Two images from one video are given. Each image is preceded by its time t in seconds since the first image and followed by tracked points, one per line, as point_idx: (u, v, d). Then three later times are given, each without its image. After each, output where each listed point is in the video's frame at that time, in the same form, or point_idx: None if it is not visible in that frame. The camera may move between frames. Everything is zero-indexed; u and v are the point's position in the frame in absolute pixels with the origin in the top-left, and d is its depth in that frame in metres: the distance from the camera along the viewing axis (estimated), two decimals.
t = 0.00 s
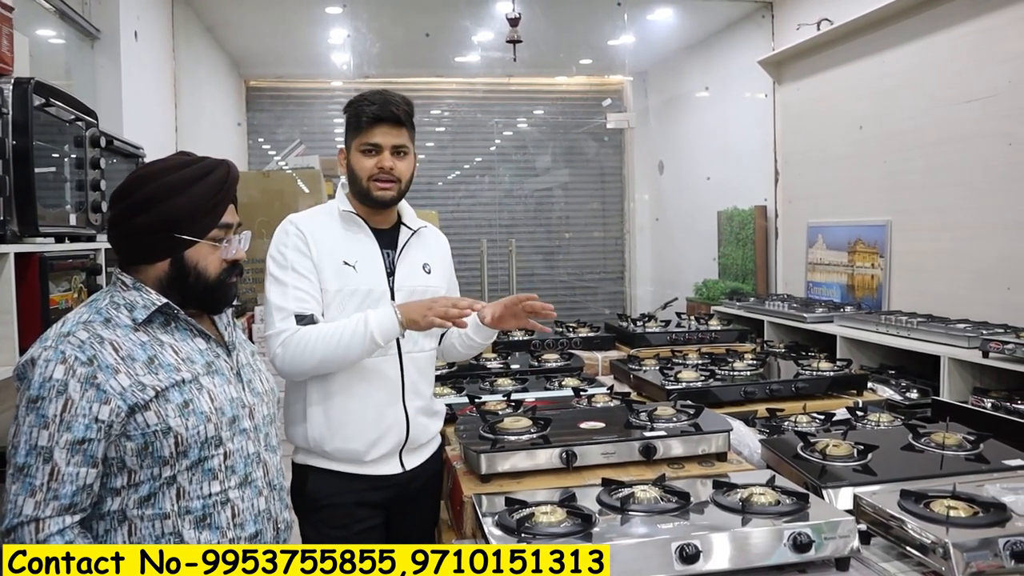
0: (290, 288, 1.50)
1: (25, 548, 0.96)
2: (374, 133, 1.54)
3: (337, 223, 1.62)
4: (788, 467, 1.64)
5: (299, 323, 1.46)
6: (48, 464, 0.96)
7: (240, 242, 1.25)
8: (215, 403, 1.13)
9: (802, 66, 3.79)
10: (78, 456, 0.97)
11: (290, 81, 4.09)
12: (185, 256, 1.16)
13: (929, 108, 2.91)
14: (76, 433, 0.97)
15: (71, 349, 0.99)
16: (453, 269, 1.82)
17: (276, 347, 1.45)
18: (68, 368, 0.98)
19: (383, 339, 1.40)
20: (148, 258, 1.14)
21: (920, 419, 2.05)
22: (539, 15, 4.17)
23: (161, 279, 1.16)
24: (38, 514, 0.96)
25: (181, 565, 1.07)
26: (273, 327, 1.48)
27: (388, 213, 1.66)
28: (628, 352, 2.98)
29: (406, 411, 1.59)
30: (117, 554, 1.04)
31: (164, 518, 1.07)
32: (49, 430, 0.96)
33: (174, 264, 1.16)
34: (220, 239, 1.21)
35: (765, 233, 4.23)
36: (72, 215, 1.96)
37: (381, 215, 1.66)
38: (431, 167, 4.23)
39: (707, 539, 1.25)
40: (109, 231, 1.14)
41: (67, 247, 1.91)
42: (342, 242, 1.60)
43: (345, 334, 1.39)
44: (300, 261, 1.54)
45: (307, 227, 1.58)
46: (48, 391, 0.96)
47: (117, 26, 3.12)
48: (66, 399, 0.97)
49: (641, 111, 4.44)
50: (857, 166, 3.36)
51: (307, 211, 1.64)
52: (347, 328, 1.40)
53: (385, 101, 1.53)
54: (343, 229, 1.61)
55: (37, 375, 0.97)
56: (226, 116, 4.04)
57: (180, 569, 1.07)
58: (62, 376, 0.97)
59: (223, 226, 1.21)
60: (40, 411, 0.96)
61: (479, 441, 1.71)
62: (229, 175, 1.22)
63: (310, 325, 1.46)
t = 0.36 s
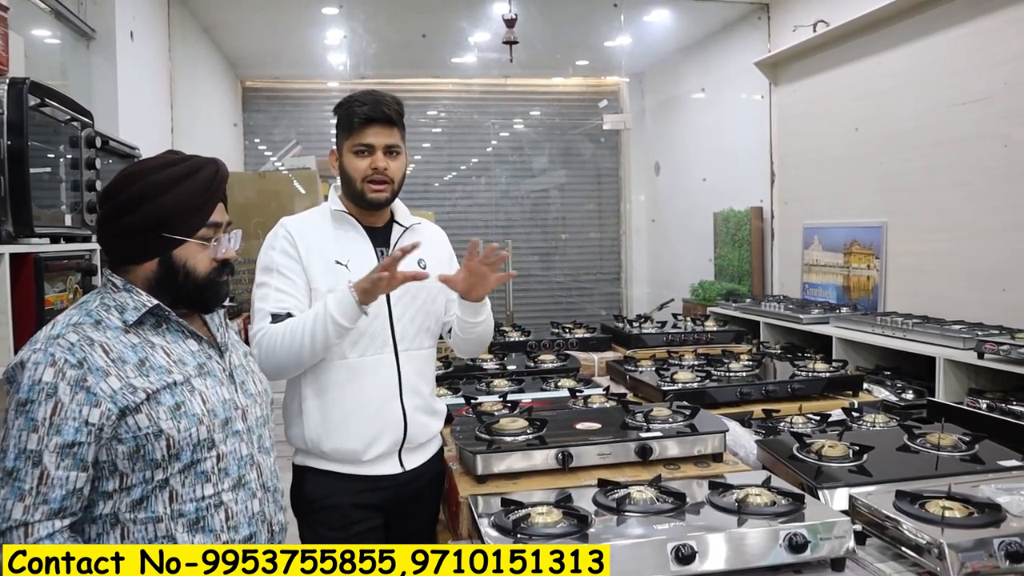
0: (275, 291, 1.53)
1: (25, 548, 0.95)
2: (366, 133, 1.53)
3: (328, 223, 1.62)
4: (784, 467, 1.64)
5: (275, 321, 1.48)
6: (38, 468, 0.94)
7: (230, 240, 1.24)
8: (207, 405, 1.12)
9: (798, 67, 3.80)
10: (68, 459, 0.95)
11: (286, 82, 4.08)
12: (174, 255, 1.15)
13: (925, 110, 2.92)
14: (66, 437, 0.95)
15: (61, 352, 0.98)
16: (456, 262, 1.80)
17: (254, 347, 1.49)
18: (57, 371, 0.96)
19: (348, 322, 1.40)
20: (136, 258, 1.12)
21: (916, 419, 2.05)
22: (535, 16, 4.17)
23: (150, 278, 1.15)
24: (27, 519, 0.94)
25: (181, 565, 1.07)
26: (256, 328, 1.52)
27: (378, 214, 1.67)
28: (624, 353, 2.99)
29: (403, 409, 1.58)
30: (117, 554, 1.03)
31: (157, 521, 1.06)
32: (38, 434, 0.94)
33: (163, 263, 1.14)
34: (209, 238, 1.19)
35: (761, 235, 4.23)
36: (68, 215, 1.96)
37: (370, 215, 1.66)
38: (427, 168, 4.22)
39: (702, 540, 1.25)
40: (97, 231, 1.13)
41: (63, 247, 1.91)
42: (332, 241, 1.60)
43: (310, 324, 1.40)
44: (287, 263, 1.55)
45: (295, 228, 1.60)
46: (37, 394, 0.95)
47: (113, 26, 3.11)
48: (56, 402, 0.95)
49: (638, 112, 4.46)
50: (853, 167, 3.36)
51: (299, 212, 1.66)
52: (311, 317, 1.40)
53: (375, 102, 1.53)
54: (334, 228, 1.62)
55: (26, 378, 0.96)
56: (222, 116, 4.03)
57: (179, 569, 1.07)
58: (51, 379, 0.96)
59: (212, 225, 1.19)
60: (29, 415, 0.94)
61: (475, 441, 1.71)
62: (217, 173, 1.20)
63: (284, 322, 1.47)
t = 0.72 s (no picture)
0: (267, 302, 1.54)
1: (24, 549, 0.94)
2: (353, 138, 1.53)
3: (317, 230, 1.62)
4: (781, 468, 1.64)
5: (270, 337, 1.50)
6: (27, 471, 0.94)
7: (221, 239, 1.23)
8: (199, 407, 1.11)
9: (795, 68, 3.81)
10: (58, 462, 0.95)
11: (283, 82, 4.08)
12: (164, 253, 1.14)
13: (921, 110, 2.93)
14: (55, 439, 0.95)
15: (51, 354, 0.97)
16: (457, 262, 1.79)
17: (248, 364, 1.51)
18: (47, 373, 0.96)
19: (346, 344, 1.46)
20: (126, 256, 1.11)
21: (913, 420, 2.05)
22: (532, 16, 4.17)
23: (140, 277, 1.13)
24: (16, 521, 0.94)
25: (181, 565, 1.07)
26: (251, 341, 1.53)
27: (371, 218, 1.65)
28: (621, 353, 2.99)
29: (397, 413, 1.58)
30: (117, 553, 1.03)
31: (149, 524, 1.05)
32: (28, 436, 0.94)
33: (152, 262, 1.13)
34: (199, 236, 1.18)
35: (758, 235, 4.22)
36: (64, 215, 1.95)
37: (362, 220, 1.64)
38: (424, 168, 4.22)
39: (699, 540, 1.25)
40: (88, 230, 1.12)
41: (59, 248, 1.90)
42: (322, 249, 1.60)
43: (305, 345, 1.44)
44: (276, 273, 1.57)
45: (285, 238, 1.60)
46: (26, 396, 0.95)
47: (109, 26, 3.11)
48: (46, 404, 0.95)
49: (635, 113, 4.47)
50: (850, 168, 3.37)
51: (290, 221, 1.66)
52: (310, 338, 1.44)
53: (366, 106, 1.54)
54: (323, 236, 1.61)
55: (15, 380, 0.95)
56: (219, 116, 4.02)
57: (179, 569, 1.07)
58: (41, 381, 0.95)
59: (202, 223, 1.18)
60: (19, 417, 0.94)
61: (472, 442, 1.71)
62: (207, 171, 1.20)
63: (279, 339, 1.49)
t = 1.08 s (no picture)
0: (254, 306, 1.56)
1: (24, 549, 0.94)
2: (336, 129, 1.54)
3: (307, 230, 1.62)
4: (781, 468, 1.64)
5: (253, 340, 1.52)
6: (23, 472, 0.94)
7: (215, 237, 1.22)
8: (195, 407, 1.11)
9: (795, 68, 3.81)
10: (53, 463, 0.95)
11: (284, 81, 4.07)
12: (157, 252, 1.14)
13: (921, 110, 2.93)
14: (51, 440, 0.95)
15: (47, 354, 0.97)
16: (457, 268, 1.80)
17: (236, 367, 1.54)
18: (43, 373, 0.96)
19: (309, 357, 1.42)
20: (120, 256, 1.12)
21: (913, 420, 2.05)
22: (533, 15, 4.17)
23: (135, 276, 1.14)
24: (12, 522, 0.94)
25: (181, 565, 1.07)
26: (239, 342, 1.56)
27: (363, 212, 1.65)
28: (622, 353, 2.99)
29: (390, 412, 1.57)
30: (117, 554, 1.03)
31: (145, 525, 1.05)
32: (24, 436, 0.94)
33: (146, 260, 1.13)
34: (192, 234, 1.18)
35: (759, 235, 4.25)
36: (64, 214, 1.95)
37: (354, 213, 1.64)
38: (424, 168, 4.21)
39: (699, 540, 1.25)
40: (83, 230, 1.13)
41: (60, 247, 1.90)
42: (312, 249, 1.60)
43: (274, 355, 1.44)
44: (264, 275, 1.58)
45: (274, 239, 1.61)
46: (22, 397, 0.95)
47: (109, 25, 3.11)
48: (41, 405, 0.95)
49: (635, 113, 4.46)
50: (850, 168, 3.37)
51: (281, 222, 1.66)
52: (279, 347, 1.44)
53: (348, 96, 1.54)
54: (313, 236, 1.61)
55: (11, 381, 0.95)
56: (220, 116, 4.02)
57: (180, 570, 1.07)
58: (36, 382, 0.96)
59: (196, 221, 1.18)
60: (15, 417, 0.94)
61: (472, 442, 1.71)
62: (200, 167, 1.19)
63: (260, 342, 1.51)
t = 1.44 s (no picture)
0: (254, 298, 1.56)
1: (24, 549, 0.94)
2: (336, 130, 1.53)
3: (305, 227, 1.62)
4: (779, 467, 1.64)
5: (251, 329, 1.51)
6: (18, 468, 0.94)
7: (215, 237, 1.22)
8: (192, 407, 1.10)
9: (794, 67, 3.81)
10: (48, 459, 0.95)
11: (283, 80, 4.08)
12: (156, 251, 1.13)
13: (920, 110, 2.93)
14: (47, 436, 0.95)
15: (45, 351, 0.97)
16: (446, 253, 1.77)
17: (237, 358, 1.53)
18: (40, 370, 0.96)
19: (320, 310, 1.44)
20: (119, 255, 1.12)
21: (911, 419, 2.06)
22: (531, 15, 4.17)
23: (134, 275, 1.13)
24: (4, 517, 0.94)
25: (181, 565, 1.07)
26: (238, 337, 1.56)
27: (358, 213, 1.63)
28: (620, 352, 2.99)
29: (385, 410, 1.57)
30: (117, 554, 1.03)
31: (141, 523, 1.04)
32: (20, 433, 0.94)
33: (146, 259, 1.13)
34: (192, 233, 1.18)
35: (757, 234, 4.24)
36: (62, 213, 1.95)
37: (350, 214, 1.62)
38: (422, 167, 4.21)
39: (698, 539, 1.25)
40: (85, 230, 1.13)
41: (58, 246, 1.90)
42: (309, 246, 1.59)
43: (281, 338, 1.44)
44: (263, 270, 1.58)
45: (273, 234, 1.61)
46: (20, 393, 0.95)
47: (108, 24, 3.10)
48: (38, 402, 0.95)
49: (635, 112, 4.45)
50: (849, 167, 3.38)
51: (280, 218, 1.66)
52: (283, 314, 1.45)
53: (350, 97, 1.53)
54: (311, 232, 1.61)
55: (9, 377, 0.95)
56: (218, 115, 4.02)
57: (179, 569, 1.07)
58: (34, 378, 0.96)
59: (196, 220, 1.18)
60: (11, 413, 0.94)
61: (470, 441, 1.71)
62: (201, 168, 1.19)
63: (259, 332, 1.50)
